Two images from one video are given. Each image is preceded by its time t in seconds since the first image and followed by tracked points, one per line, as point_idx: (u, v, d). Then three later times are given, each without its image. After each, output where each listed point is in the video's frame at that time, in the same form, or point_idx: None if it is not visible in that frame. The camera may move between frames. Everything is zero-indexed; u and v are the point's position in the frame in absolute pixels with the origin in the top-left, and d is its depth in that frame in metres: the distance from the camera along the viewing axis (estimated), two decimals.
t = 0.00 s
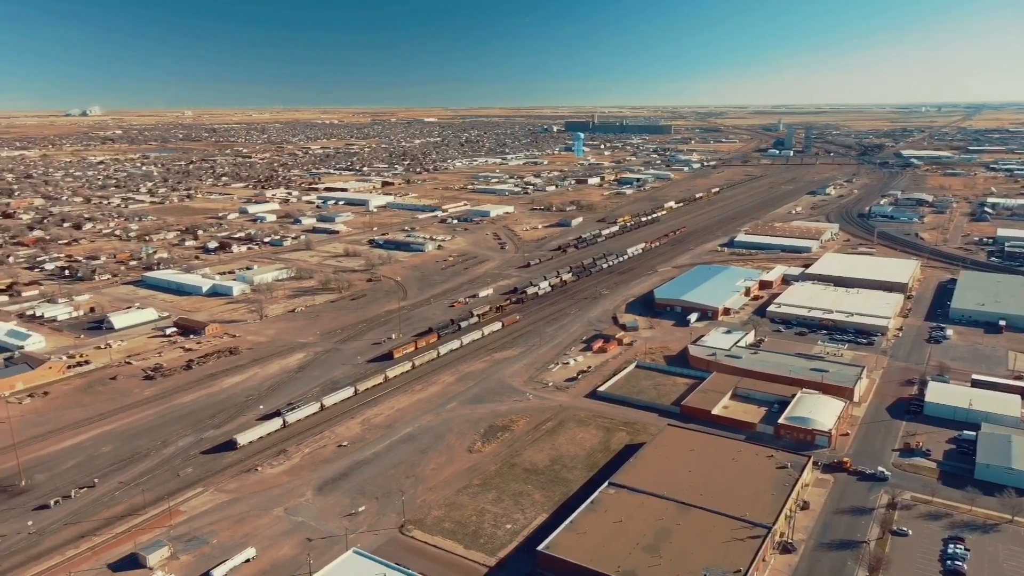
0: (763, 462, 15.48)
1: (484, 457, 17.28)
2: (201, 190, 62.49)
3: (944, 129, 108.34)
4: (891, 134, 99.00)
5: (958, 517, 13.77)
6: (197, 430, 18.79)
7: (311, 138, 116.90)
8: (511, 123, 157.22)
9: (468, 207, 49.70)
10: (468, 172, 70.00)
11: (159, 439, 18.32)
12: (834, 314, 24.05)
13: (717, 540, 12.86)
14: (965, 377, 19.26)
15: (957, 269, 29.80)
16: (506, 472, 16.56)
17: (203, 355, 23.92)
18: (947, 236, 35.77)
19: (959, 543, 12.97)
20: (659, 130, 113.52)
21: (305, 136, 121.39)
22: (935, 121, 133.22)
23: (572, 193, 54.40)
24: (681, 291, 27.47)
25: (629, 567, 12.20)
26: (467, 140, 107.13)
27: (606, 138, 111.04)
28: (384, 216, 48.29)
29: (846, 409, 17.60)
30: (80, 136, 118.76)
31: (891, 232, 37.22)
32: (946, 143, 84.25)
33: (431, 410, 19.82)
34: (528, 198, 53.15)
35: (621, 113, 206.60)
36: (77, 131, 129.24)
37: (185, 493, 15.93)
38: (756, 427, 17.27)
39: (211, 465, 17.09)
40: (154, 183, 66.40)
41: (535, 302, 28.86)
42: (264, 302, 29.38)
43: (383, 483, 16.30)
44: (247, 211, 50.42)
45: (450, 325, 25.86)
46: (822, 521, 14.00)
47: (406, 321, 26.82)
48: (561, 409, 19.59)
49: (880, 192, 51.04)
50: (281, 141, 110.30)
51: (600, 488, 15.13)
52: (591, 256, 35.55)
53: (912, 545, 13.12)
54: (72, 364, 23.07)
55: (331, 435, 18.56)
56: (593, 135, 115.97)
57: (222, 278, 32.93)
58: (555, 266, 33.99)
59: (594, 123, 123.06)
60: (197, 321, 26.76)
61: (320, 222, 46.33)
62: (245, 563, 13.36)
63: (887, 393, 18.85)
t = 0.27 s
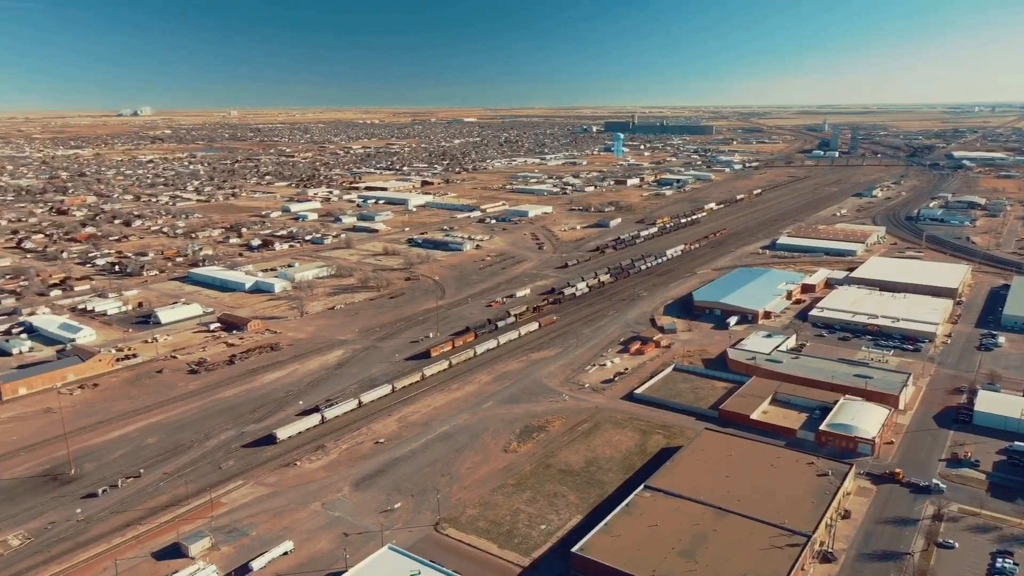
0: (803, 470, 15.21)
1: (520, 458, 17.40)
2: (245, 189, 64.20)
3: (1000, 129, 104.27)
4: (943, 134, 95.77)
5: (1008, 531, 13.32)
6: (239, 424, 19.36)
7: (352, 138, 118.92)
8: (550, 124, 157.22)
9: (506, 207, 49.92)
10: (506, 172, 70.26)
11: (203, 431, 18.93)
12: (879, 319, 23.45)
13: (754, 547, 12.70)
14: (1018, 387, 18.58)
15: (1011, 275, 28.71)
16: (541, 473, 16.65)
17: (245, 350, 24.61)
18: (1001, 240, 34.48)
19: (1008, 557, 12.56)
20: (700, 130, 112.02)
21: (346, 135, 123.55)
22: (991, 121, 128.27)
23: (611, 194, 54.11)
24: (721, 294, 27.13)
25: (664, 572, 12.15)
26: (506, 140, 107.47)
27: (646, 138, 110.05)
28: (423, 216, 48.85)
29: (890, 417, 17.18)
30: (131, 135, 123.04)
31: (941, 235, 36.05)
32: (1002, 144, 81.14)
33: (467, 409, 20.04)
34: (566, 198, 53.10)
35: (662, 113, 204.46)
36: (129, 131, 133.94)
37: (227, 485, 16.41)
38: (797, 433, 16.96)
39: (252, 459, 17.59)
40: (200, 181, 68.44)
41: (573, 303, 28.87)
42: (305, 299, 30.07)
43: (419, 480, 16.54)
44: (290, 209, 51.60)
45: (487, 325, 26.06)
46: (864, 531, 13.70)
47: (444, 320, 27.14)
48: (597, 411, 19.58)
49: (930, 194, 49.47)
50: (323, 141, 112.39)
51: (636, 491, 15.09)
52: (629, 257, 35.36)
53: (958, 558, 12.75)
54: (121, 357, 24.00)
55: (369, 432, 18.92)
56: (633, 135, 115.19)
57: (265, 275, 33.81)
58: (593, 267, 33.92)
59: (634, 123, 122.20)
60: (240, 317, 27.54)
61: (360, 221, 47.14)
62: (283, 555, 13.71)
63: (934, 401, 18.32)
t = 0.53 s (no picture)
0: (851, 479, 14.87)
1: (560, 458, 17.49)
2: (294, 187, 65.92)
3: None
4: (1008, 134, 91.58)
5: None
6: (284, 419, 19.97)
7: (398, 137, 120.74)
8: (595, 123, 156.46)
9: (549, 207, 49.98)
10: (550, 172, 70.30)
11: (250, 425, 19.60)
12: (934, 326, 22.70)
13: (798, 556, 12.50)
14: None
15: None
16: (581, 474, 16.70)
17: (291, 346, 25.34)
18: None
19: None
20: (748, 130, 109.87)
21: (393, 135, 125.51)
22: None
23: (656, 195, 53.61)
24: (768, 297, 26.65)
25: None
26: (550, 140, 107.44)
27: (692, 138, 108.49)
28: (467, 215, 49.32)
29: (944, 427, 16.65)
30: (187, 135, 127.47)
31: (1002, 240, 34.59)
32: None
33: (508, 408, 20.22)
34: (610, 199, 52.83)
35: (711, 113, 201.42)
36: (184, 130, 138.87)
37: (272, 478, 16.96)
38: (845, 441, 16.59)
39: (296, 452, 18.14)
40: (252, 179, 70.56)
41: (616, 304, 28.77)
42: (350, 296, 30.75)
43: (459, 478, 16.79)
44: (337, 208, 52.78)
45: (530, 325, 26.21)
46: (913, 543, 13.32)
47: (486, 319, 27.40)
48: (639, 413, 19.52)
49: (992, 197, 47.48)
50: (370, 141, 114.37)
51: (677, 496, 15.02)
52: (673, 259, 35.00)
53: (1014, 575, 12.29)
54: (173, 350, 25.00)
55: (410, 429, 19.29)
56: (679, 135, 113.76)
57: (312, 272, 34.70)
58: (637, 268, 33.71)
59: (681, 123, 120.64)
60: (287, 313, 28.36)
61: (405, 220, 47.90)
62: (325, 548, 14.12)
63: (991, 412, 17.66)
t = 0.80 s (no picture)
0: (900, 490, 14.51)
1: (599, 460, 17.54)
2: (340, 186, 67.32)
3: None
4: None
5: None
6: (327, 414, 20.52)
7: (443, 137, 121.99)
8: (640, 123, 154.95)
9: (592, 208, 49.84)
10: (593, 173, 70.05)
11: (294, 419, 20.20)
12: (992, 334, 21.92)
13: (843, 567, 12.26)
14: None
15: None
16: (621, 477, 16.71)
17: (335, 343, 25.97)
18: None
19: None
20: (797, 131, 107.37)
21: (437, 134, 126.89)
22: None
23: (701, 196, 52.90)
24: (816, 302, 26.11)
25: None
26: (594, 141, 106.98)
27: (740, 138, 106.54)
28: (510, 215, 49.59)
29: (1000, 439, 16.09)
30: (238, 134, 131.27)
31: None
32: None
33: (548, 409, 20.34)
34: (654, 200, 52.36)
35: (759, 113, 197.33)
36: (236, 129, 143.21)
37: (315, 472, 17.46)
38: (895, 450, 16.19)
39: (338, 448, 18.63)
40: (299, 178, 72.36)
41: (658, 306, 28.57)
42: (393, 294, 31.31)
43: (498, 478, 16.99)
44: (382, 207, 53.73)
45: (571, 325, 26.27)
46: (965, 558, 12.94)
47: (527, 319, 27.58)
48: (680, 417, 19.40)
49: None
50: (414, 140, 115.68)
51: (718, 501, 14.90)
52: (718, 261, 34.54)
53: None
54: (222, 344, 25.93)
55: (451, 427, 19.59)
56: (726, 136, 111.90)
57: (357, 270, 35.45)
58: (680, 270, 33.39)
59: (728, 123, 118.55)
60: (332, 310, 29.07)
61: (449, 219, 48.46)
62: (365, 543, 14.46)
63: None
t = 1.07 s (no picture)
0: (957, 504, 14.08)
1: (643, 463, 17.52)
2: (390, 185, 68.54)
3: None
4: None
5: None
6: (374, 410, 21.06)
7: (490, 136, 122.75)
8: (691, 123, 152.51)
9: (639, 208, 49.47)
10: (641, 173, 69.43)
11: (341, 414, 20.81)
12: None
13: None
14: None
15: None
16: (665, 481, 16.67)
17: (382, 339, 26.59)
18: None
19: None
20: (855, 131, 103.99)
21: (485, 134, 127.79)
22: None
23: (752, 198, 51.88)
24: (871, 307, 25.39)
25: None
26: (643, 141, 106.09)
27: (794, 138, 103.94)
28: (557, 215, 49.69)
29: None
30: (293, 133, 134.85)
31: None
32: None
33: (592, 410, 20.41)
34: (704, 201, 51.61)
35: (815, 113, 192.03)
36: (290, 129, 147.24)
37: (360, 467, 17.97)
38: (952, 463, 15.68)
39: (384, 443, 19.11)
40: (350, 177, 73.94)
41: (706, 309, 28.25)
42: (440, 293, 31.82)
43: (541, 478, 17.16)
44: (430, 206, 54.52)
45: (617, 327, 26.23)
46: None
47: (573, 320, 27.66)
48: (727, 422, 19.20)
49: None
50: (463, 140, 116.79)
51: (764, 509, 14.72)
52: (769, 264, 33.88)
53: None
54: (273, 339, 26.86)
55: (495, 426, 19.86)
56: (779, 136, 109.25)
57: (405, 268, 36.13)
58: (730, 273, 32.88)
59: (782, 123, 115.65)
60: (380, 307, 29.74)
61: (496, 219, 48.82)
62: (409, 538, 14.83)
63: None
